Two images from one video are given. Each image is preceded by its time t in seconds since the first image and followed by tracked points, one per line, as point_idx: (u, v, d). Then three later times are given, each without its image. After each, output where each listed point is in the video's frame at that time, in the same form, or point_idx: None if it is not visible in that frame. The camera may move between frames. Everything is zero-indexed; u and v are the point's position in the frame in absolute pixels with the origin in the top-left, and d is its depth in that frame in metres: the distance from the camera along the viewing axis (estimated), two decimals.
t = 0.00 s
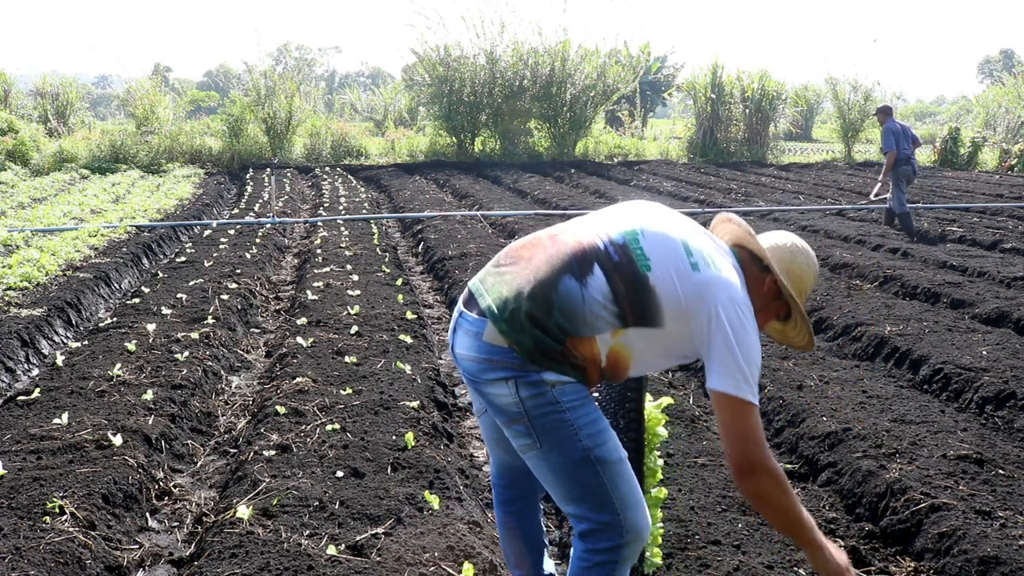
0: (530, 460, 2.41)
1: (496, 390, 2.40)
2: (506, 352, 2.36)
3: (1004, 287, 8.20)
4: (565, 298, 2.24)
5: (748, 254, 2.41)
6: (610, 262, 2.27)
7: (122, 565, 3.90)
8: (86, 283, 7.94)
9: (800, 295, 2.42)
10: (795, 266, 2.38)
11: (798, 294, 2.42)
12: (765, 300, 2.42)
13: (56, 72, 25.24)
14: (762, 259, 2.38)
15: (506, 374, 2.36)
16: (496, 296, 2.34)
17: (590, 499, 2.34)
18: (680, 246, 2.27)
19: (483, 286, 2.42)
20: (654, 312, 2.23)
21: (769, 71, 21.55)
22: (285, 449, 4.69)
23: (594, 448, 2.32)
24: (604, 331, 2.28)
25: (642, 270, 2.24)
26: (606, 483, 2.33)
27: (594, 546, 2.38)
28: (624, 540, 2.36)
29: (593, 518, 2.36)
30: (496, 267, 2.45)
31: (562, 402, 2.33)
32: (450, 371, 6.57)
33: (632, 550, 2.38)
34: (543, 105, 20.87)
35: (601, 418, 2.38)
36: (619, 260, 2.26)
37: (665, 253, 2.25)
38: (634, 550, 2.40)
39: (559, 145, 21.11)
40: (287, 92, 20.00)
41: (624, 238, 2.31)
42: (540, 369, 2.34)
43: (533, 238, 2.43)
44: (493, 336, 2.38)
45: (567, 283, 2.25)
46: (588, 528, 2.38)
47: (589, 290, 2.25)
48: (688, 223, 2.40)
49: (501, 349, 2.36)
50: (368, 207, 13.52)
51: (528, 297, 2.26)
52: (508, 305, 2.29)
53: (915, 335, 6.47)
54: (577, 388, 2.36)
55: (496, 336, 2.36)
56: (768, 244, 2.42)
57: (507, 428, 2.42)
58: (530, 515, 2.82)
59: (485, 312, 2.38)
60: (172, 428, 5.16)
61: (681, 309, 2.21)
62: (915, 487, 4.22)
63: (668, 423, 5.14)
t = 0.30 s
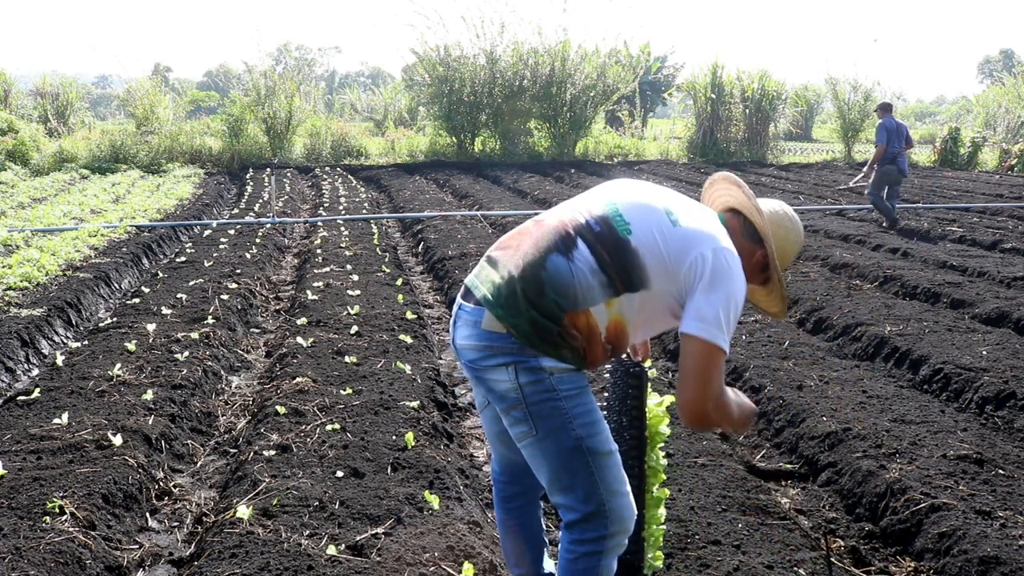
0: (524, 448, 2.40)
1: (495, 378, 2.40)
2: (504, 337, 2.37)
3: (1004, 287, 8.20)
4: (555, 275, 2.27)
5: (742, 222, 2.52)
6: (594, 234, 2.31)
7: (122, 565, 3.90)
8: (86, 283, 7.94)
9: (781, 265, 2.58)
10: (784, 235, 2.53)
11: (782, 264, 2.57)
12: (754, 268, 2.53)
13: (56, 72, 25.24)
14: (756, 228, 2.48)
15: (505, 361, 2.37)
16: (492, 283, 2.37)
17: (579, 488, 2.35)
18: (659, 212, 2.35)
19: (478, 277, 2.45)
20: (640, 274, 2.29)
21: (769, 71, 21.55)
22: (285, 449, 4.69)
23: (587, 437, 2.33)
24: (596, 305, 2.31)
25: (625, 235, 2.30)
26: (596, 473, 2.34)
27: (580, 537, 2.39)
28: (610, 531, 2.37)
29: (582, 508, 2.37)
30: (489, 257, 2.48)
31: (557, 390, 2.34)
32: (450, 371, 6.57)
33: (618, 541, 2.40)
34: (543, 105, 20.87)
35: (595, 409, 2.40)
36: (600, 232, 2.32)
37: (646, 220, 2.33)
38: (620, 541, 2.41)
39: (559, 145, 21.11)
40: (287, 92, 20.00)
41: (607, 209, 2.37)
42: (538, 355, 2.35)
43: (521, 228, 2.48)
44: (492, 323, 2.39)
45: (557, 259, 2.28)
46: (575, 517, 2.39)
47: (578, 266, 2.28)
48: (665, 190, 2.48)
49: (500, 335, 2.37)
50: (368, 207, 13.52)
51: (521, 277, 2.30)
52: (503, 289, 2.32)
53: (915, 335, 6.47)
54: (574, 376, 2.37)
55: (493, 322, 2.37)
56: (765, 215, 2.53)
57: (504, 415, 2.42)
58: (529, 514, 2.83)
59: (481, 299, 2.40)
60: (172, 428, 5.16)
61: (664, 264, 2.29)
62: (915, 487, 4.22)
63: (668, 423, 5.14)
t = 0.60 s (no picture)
0: (520, 443, 2.40)
1: (493, 372, 2.40)
2: (501, 332, 2.37)
3: (1004, 287, 8.20)
4: (549, 267, 2.28)
5: (726, 203, 2.55)
6: (585, 224, 2.32)
7: (122, 565, 3.90)
8: (87, 283, 7.94)
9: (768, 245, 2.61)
10: (771, 215, 2.56)
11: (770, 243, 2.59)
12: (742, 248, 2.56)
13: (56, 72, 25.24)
14: (741, 209, 2.51)
15: (503, 355, 2.37)
16: (487, 278, 2.37)
17: (572, 482, 2.35)
18: (646, 197, 2.35)
19: (474, 273, 2.46)
20: (634, 260, 2.29)
21: (769, 71, 21.54)
22: (285, 449, 4.69)
23: (581, 432, 2.34)
24: (591, 295, 2.32)
25: (615, 222, 2.31)
26: (589, 468, 2.35)
27: (571, 532, 2.38)
28: (601, 526, 2.37)
29: (575, 503, 2.36)
30: (484, 254, 2.49)
31: (554, 383, 2.35)
32: (450, 371, 6.57)
33: (609, 536, 2.40)
34: (543, 105, 20.87)
35: (589, 404, 2.40)
36: (591, 221, 2.32)
37: (635, 208, 2.32)
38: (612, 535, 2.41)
39: (559, 145, 21.10)
40: (287, 92, 19.99)
41: (596, 198, 2.37)
42: (535, 349, 2.35)
43: (513, 224, 2.49)
44: (488, 318, 2.39)
45: (551, 252, 2.29)
46: (566, 512, 2.38)
47: (573, 256, 2.28)
48: (648, 177, 2.48)
49: (497, 330, 2.37)
50: (368, 207, 13.52)
51: (516, 270, 2.30)
52: (499, 284, 2.32)
53: (915, 334, 6.47)
54: (570, 370, 2.37)
55: (489, 317, 2.38)
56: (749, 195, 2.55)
57: (501, 409, 2.42)
58: (529, 512, 2.83)
59: (477, 295, 2.41)
60: (172, 428, 5.16)
61: (658, 248, 2.28)
62: (915, 487, 4.22)
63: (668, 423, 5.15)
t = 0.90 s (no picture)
0: (519, 441, 2.40)
1: (492, 371, 2.40)
2: (501, 330, 2.37)
3: (1004, 287, 8.20)
4: (548, 265, 2.29)
5: (717, 199, 2.57)
6: (582, 222, 2.32)
7: (122, 565, 3.90)
8: (86, 283, 7.94)
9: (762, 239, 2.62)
10: (763, 212, 2.55)
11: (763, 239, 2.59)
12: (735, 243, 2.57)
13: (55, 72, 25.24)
14: (732, 205, 2.52)
15: (502, 353, 2.36)
16: (485, 277, 2.37)
17: (570, 480, 2.35)
18: (640, 195, 2.35)
19: (472, 273, 2.46)
20: (632, 258, 2.29)
21: (769, 71, 21.55)
22: (285, 449, 4.69)
23: (579, 430, 2.34)
24: (589, 292, 2.32)
25: (612, 220, 2.31)
26: (587, 466, 2.35)
27: (568, 530, 2.39)
28: (599, 523, 2.37)
29: (573, 501, 2.36)
30: (482, 253, 2.49)
31: (553, 380, 2.35)
32: (450, 371, 6.57)
33: (605, 534, 2.40)
34: (543, 105, 20.86)
35: (588, 402, 2.40)
36: (588, 219, 2.32)
37: (631, 205, 2.32)
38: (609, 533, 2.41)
39: (559, 145, 21.09)
40: (287, 92, 19.99)
41: (592, 196, 2.37)
42: (535, 347, 2.35)
43: (510, 223, 2.49)
44: (487, 317, 2.39)
45: (549, 250, 2.30)
46: (564, 510, 2.38)
47: (571, 254, 2.29)
48: (641, 176, 2.48)
49: (497, 329, 2.37)
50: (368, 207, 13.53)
51: (514, 268, 2.30)
52: (498, 282, 2.32)
53: (915, 335, 6.47)
54: (569, 368, 2.37)
55: (488, 315, 2.37)
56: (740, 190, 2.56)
57: (501, 407, 2.42)
58: (529, 512, 2.82)
59: (475, 294, 2.41)
60: (172, 428, 5.16)
61: (655, 244, 2.28)
62: (915, 487, 4.22)
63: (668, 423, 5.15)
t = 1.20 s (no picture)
0: (518, 439, 2.40)
1: (492, 369, 2.39)
2: (501, 329, 2.36)
3: (1004, 286, 8.20)
4: (547, 263, 2.29)
5: (712, 194, 2.57)
6: (580, 220, 2.33)
7: (122, 565, 3.89)
8: (86, 283, 7.94)
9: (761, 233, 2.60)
10: (761, 207, 2.54)
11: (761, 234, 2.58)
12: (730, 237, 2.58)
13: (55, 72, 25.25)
14: (727, 199, 2.52)
15: (502, 352, 2.36)
16: (485, 276, 2.37)
17: (569, 479, 2.35)
18: (637, 193, 2.36)
19: (471, 272, 2.45)
20: (627, 254, 2.30)
21: (769, 71, 21.56)
22: (285, 449, 4.69)
23: (578, 428, 2.33)
24: (588, 290, 2.32)
25: (610, 217, 2.31)
26: (586, 464, 2.35)
27: (566, 529, 2.38)
28: (597, 522, 2.38)
29: (571, 500, 2.36)
30: (481, 251, 2.48)
31: (552, 378, 2.34)
32: (449, 370, 6.57)
33: (603, 532, 2.40)
34: (543, 105, 20.86)
35: (587, 401, 2.40)
36: (586, 217, 2.32)
37: (628, 204, 2.33)
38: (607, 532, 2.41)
39: (559, 145, 21.08)
40: (287, 92, 20.00)
41: (590, 195, 2.38)
42: (534, 345, 2.34)
43: (508, 222, 2.49)
44: (487, 315, 2.38)
45: (548, 248, 2.30)
46: (563, 509, 2.38)
47: (570, 253, 2.29)
48: (640, 174, 2.48)
49: (497, 327, 2.37)
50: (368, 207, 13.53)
51: (513, 266, 2.30)
52: (497, 281, 2.32)
53: (915, 334, 6.47)
54: (568, 366, 2.37)
55: (488, 313, 2.37)
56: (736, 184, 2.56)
57: (500, 406, 2.41)
58: (528, 509, 2.82)
59: (475, 292, 2.40)
60: (172, 428, 5.16)
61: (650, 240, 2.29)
62: (915, 487, 4.22)
63: (668, 423, 5.15)
